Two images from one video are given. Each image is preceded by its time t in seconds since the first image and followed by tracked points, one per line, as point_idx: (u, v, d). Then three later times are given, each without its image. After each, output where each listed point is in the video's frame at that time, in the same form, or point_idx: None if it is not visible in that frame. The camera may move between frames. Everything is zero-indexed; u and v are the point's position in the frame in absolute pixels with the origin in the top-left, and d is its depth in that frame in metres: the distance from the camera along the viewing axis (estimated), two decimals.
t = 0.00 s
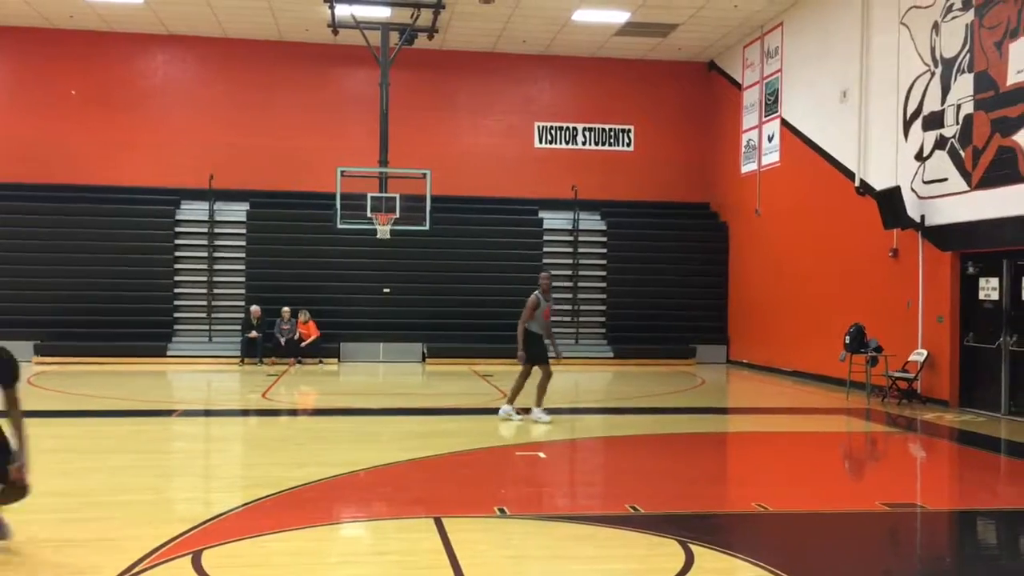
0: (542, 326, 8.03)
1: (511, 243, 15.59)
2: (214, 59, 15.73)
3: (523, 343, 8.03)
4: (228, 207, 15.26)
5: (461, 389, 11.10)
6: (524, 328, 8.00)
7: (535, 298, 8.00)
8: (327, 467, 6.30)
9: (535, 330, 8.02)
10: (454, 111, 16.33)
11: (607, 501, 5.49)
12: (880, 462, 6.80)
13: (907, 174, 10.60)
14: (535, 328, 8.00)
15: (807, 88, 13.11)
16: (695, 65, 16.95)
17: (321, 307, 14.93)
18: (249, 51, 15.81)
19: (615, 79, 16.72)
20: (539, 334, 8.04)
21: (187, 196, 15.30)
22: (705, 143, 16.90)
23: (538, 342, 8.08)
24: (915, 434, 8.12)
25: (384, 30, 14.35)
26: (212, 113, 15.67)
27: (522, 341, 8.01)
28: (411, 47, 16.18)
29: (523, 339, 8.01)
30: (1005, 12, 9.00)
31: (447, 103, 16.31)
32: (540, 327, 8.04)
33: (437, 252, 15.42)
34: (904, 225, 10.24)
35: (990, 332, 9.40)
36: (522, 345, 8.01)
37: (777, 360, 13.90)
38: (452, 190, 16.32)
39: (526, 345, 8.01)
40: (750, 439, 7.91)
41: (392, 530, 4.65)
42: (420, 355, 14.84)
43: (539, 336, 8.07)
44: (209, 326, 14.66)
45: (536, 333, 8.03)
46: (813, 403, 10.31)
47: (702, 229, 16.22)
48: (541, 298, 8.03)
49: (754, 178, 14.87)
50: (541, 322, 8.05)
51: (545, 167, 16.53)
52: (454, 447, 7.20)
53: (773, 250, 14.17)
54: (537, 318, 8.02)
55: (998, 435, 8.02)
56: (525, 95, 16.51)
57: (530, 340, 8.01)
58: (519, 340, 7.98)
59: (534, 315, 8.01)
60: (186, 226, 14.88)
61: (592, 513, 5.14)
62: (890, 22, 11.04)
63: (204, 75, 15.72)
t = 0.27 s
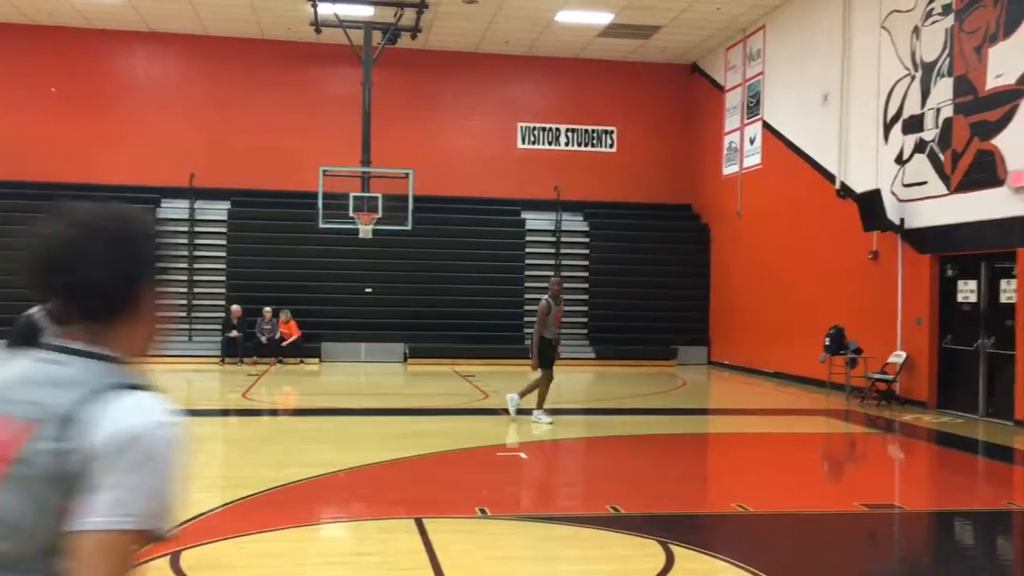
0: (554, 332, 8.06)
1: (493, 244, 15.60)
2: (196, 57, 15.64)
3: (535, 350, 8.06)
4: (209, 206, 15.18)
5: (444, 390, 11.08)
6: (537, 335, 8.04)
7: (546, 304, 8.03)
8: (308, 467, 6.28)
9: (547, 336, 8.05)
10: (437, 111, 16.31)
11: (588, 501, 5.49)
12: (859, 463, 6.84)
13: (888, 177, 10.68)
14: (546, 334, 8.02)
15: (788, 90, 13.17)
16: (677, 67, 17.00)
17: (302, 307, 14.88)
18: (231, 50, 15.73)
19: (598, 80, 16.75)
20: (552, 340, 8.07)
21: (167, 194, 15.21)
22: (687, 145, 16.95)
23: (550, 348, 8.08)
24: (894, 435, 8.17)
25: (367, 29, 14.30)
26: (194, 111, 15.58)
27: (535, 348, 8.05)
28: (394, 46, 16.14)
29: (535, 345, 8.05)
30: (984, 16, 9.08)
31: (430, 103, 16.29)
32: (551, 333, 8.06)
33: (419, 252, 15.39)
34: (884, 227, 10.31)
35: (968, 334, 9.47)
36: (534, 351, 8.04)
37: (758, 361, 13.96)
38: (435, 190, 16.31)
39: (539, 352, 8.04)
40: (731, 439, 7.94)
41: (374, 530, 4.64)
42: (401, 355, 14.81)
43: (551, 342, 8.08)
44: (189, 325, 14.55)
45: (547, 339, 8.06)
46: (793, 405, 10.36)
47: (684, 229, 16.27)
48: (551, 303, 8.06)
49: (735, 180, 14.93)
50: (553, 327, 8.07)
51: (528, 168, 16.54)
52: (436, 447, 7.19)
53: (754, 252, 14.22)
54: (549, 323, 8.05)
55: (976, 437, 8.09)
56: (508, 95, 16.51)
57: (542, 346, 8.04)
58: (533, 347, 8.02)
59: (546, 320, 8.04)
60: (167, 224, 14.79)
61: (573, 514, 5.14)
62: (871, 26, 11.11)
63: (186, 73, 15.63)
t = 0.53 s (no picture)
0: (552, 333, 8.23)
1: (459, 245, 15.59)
2: (159, 54, 15.46)
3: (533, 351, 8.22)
4: (172, 205, 15.02)
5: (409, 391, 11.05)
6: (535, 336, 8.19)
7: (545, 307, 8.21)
8: (271, 468, 6.24)
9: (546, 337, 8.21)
10: (404, 112, 16.27)
11: (553, 503, 5.50)
12: (820, 465, 6.92)
13: (849, 182, 10.82)
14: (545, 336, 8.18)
15: (753, 95, 13.30)
16: (644, 70, 17.10)
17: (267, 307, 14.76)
18: (195, 47, 15.57)
19: (565, 83, 16.80)
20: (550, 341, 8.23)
21: (129, 192, 15.02)
22: (653, 148, 17.05)
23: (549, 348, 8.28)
24: (855, 437, 8.28)
25: (335, 29, 14.23)
26: (156, 108, 15.41)
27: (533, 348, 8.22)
28: (361, 46, 16.07)
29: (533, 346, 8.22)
30: (945, 24, 9.23)
31: (397, 103, 16.24)
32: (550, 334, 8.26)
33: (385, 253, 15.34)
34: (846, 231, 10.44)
35: (927, 337, 9.62)
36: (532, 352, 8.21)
37: (721, 363, 14.08)
38: (401, 190, 16.26)
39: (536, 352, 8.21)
40: (695, 441, 8.00)
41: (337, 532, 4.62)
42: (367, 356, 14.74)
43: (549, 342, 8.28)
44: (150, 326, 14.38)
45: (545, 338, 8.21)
46: (756, 406, 10.46)
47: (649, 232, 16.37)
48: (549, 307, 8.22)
49: (700, 184, 15.05)
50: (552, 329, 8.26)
51: (495, 169, 16.54)
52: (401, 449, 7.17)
53: (719, 255, 14.35)
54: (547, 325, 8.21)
55: (934, 438, 8.22)
56: (475, 97, 16.51)
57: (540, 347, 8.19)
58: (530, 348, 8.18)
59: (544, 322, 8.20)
60: (128, 223, 14.64)
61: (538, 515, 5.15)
62: (834, 32, 11.25)
63: (148, 70, 15.43)
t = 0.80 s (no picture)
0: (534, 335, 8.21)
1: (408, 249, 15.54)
2: (101, 51, 15.16)
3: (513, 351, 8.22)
4: (114, 206, 14.74)
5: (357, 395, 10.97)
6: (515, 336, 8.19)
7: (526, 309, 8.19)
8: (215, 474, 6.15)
9: (528, 339, 8.21)
10: (353, 114, 16.17)
11: (500, 507, 5.49)
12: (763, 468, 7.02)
13: (793, 190, 11.00)
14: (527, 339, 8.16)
15: (701, 102, 13.45)
16: (593, 76, 17.20)
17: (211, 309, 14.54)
18: (141, 46, 15.30)
19: (515, 88, 16.83)
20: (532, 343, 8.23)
21: (68, 192, 14.69)
22: (602, 154, 17.16)
23: (531, 350, 8.22)
24: (797, 441, 8.41)
25: (282, 29, 14.07)
26: (99, 106, 15.11)
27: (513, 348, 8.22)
28: (309, 47, 15.94)
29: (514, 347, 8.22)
30: (886, 36, 9.43)
31: (346, 105, 16.14)
32: (530, 335, 8.20)
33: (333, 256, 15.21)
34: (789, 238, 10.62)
35: (868, 342, 9.81)
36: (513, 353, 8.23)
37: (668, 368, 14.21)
38: (350, 193, 16.15)
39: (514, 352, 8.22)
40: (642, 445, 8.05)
41: (280, 539, 4.56)
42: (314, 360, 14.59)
43: (531, 344, 8.21)
44: (90, 330, 13.96)
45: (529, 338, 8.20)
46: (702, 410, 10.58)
47: (598, 237, 16.47)
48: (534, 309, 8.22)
49: (649, 190, 15.18)
50: (533, 330, 8.22)
51: (443, 173, 16.51)
52: (348, 453, 7.11)
53: (666, 261, 14.49)
54: (528, 327, 8.20)
55: (874, 442, 8.37)
56: (425, 100, 16.46)
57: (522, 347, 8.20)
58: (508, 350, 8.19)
59: (526, 324, 8.19)
60: (70, 224, 14.37)
61: (485, 520, 5.14)
62: (779, 42, 11.44)
63: (90, 67, 15.13)
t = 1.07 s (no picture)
0: (508, 354, 8.20)
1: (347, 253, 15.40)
2: (30, 48, 14.76)
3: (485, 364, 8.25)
4: (43, 207, 14.29)
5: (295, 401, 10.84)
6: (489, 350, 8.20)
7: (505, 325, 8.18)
8: (148, 482, 6.01)
9: (501, 355, 8.21)
10: (293, 117, 15.99)
11: (440, 514, 5.47)
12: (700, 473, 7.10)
13: (730, 199, 11.18)
14: (499, 355, 8.16)
15: (641, 111, 13.60)
16: (535, 83, 17.26)
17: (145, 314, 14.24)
18: (74, 44, 14.93)
19: (457, 93, 16.81)
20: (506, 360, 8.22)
21: None
22: (543, 160, 17.22)
23: (503, 367, 8.20)
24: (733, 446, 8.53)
25: (221, 30, 13.86)
26: (28, 105, 14.70)
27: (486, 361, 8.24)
28: (248, 48, 15.72)
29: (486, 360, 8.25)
30: (820, 50, 9.65)
31: (286, 108, 15.96)
32: (502, 351, 8.19)
33: (271, 260, 15.01)
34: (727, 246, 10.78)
35: (802, 349, 10.01)
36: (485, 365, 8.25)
37: (608, 374, 14.31)
38: (289, 197, 15.97)
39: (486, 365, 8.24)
40: (582, 451, 8.09)
41: (216, 547, 4.48)
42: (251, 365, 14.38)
43: (502, 361, 8.21)
44: (17, 337, 13.80)
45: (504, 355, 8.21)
46: (641, 416, 10.67)
47: (539, 243, 16.53)
48: (513, 328, 8.21)
49: (589, 197, 15.30)
50: (507, 348, 8.22)
51: (384, 177, 16.42)
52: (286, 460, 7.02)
53: (606, 267, 14.60)
54: (503, 343, 8.20)
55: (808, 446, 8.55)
56: (366, 104, 16.36)
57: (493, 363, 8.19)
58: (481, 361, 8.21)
59: (502, 340, 8.19)
60: None
61: (425, 526, 5.11)
62: (717, 54, 11.62)
63: (19, 65, 14.73)
